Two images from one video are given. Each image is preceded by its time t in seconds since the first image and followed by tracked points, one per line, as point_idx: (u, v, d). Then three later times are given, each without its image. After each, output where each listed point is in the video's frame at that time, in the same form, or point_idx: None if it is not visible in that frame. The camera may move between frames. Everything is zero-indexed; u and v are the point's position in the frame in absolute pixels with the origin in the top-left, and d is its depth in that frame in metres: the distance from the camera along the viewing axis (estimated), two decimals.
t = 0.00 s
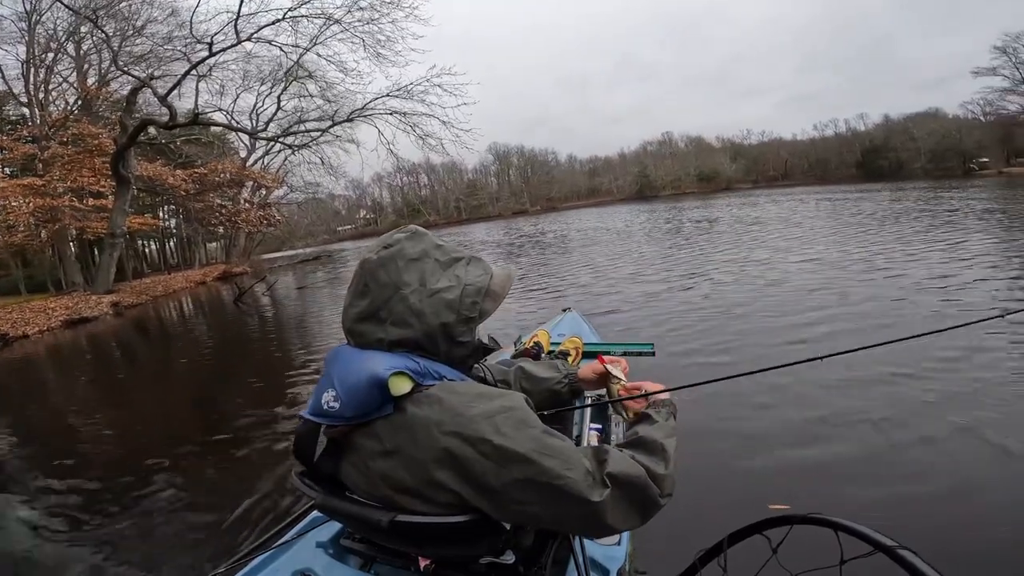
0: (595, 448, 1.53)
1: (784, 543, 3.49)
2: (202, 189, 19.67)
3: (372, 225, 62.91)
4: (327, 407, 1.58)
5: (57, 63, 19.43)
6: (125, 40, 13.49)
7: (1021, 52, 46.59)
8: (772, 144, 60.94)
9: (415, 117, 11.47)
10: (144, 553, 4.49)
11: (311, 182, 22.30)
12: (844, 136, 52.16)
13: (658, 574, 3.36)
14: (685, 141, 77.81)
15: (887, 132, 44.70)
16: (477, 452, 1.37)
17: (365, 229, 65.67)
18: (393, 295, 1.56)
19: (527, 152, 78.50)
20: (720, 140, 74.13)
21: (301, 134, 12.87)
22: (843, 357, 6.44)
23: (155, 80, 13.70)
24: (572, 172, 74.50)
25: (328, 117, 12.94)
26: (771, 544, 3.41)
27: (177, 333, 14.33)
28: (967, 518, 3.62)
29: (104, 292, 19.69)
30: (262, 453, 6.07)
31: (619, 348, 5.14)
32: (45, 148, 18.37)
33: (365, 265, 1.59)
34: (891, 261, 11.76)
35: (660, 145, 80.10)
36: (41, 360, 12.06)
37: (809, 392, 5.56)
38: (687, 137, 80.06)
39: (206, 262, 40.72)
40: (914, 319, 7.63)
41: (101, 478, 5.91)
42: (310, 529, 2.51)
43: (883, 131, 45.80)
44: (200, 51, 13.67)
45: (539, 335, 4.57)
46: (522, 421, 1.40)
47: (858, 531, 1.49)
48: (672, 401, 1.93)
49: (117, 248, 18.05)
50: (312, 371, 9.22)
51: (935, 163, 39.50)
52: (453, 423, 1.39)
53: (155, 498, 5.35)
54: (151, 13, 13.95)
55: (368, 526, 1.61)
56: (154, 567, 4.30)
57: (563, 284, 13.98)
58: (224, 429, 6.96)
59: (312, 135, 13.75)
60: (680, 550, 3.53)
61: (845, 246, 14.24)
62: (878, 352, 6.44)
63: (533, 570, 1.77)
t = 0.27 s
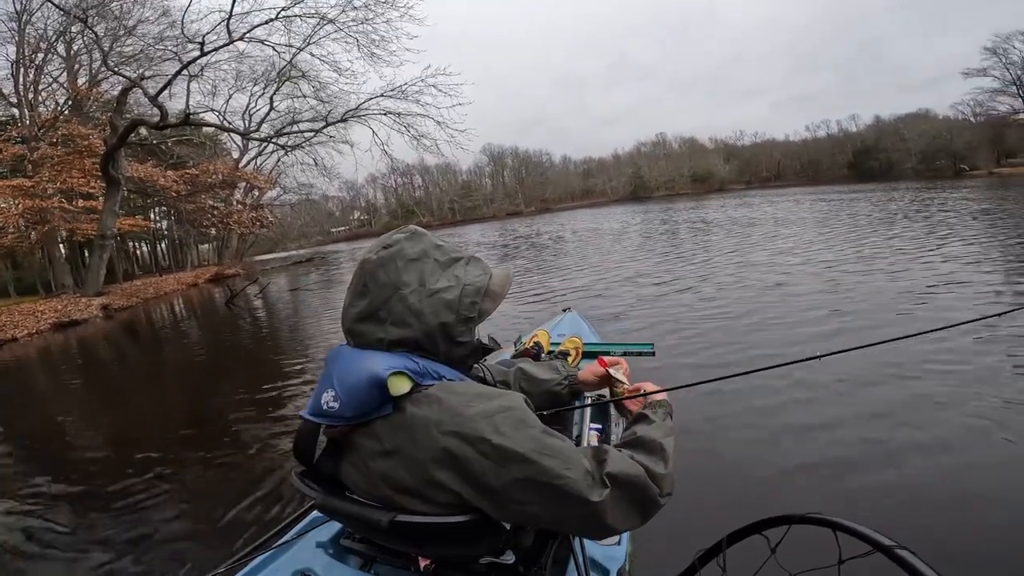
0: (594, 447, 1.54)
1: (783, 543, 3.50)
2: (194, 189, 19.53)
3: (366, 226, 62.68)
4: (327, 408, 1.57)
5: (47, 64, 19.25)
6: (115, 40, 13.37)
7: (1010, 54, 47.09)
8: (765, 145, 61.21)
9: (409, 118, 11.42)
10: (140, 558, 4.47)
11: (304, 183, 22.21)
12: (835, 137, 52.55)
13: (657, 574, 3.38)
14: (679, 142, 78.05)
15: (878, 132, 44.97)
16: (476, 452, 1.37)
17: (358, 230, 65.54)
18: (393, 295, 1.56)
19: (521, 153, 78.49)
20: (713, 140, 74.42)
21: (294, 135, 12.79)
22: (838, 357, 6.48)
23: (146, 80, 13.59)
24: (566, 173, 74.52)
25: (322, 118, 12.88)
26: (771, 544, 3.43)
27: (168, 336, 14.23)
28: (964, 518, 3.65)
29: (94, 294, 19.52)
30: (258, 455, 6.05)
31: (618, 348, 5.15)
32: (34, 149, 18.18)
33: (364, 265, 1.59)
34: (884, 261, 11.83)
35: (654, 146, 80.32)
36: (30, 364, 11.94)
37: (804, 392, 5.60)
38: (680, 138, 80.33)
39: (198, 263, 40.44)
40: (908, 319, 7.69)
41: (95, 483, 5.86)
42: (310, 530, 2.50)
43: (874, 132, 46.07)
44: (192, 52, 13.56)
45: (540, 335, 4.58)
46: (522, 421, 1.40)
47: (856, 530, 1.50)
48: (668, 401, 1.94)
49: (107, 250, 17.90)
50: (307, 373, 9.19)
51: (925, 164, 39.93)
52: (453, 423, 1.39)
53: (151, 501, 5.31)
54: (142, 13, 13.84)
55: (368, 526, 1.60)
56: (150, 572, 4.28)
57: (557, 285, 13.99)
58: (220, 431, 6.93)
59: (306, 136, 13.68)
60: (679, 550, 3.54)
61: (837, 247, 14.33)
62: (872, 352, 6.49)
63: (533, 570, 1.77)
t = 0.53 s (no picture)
0: (594, 447, 1.54)
1: (783, 543, 3.51)
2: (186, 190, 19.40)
3: (360, 227, 62.48)
4: (327, 407, 1.57)
5: (37, 63, 19.08)
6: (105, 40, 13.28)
7: (1000, 54, 47.46)
8: (758, 146, 61.47)
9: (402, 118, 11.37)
10: (137, 561, 4.44)
11: (298, 184, 22.13)
12: (828, 137, 52.86)
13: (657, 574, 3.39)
14: (672, 143, 78.28)
15: (870, 133, 45.24)
16: (476, 451, 1.37)
17: (352, 231, 65.43)
18: (393, 295, 1.56)
19: (515, 153, 78.50)
20: (706, 141, 74.73)
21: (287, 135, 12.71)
22: (834, 358, 6.51)
23: (137, 80, 13.49)
24: (560, 174, 74.57)
25: (315, 119, 12.83)
26: (771, 544, 3.44)
27: (159, 338, 14.14)
28: (962, 517, 3.67)
29: (84, 296, 19.36)
30: (253, 458, 6.01)
31: (619, 348, 5.16)
32: (23, 149, 18.01)
33: (364, 265, 1.59)
34: (877, 262, 11.90)
35: (648, 146, 80.54)
36: (19, 366, 11.82)
37: (801, 392, 5.62)
38: (674, 139, 80.59)
39: (190, 265, 40.18)
40: (901, 319, 7.74)
41: (88, 487, 5.80)
42: (310, 530, 2.49)
43: (866, 132, 46.35)
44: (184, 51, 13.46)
45: (541, 335, 4.59)
46: (522, 421, 1.40)
47: (854, 529, 1.51)
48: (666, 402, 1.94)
49: (97, 251, 17.75)
50: (302, 375, 9.15)
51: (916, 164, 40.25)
52: (453, 422, 1.39)
53: (146, 505, 5.27)
54: (133, 13, 13.73)
55: (368, 526, 1.60)
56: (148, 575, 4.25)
57: (552, 286, 14.00)
58: (215, 433, 6.89)
59: (299, 136, 13.62)
60: (679, 550, 3.55)
61: (830, 247, 14.39)
62: (867, 352, 6.53)
63: (534, 570, 1.77)
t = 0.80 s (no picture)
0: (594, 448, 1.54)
1: (783, 543, 3.53)
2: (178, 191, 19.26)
3: (354, 229, 62.29)
4: (327, 408, 1.56)
5: (27, 64, 18.91)
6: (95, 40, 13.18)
7: (990, 55, 47.89)
8: (751, 146, 61.75)
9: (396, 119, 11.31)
10: (134, 565, 4.41)
11: (291, 185, 22.04)
12: (820, 138, 53.21)
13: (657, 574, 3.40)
14: (666, 144, 78.54)
15: (862, 133, 45.52)
16: (476, 451, 1.37)
17: (345, 232, 65.31)
18: (393, 295, 1.56)
19: (509, 154, 78.51)
20: (699, 142, 75.02)
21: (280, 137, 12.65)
22: (830, 358, 6.55)
23: (128, 81, 13.39)
24: (554, 174, 74.64)
25: (309, 120, 12.77)
26: (772, 544, 3.45)
27: (151, 341, 14.04)
28: (964, 516, 3.69)
29: (74, 299, 19.20)
30: (249, 461, 5.98)
31: (619, 348, 5.16)
32: (12, 150, 17.84)
33: (364, 266, 1.59)
34: (871, 262, 11.97)
35: (642, 147, 80.77)
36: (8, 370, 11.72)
37: (797, 393, 5.65)
38: (667, 139, 80.87)
39: (183, 267, 39.94)
40: (896, 319, 7.79)
41: (81, 491, 5.75)
42: (310, 530, 2.49)
43: (858, 133, 46.66)
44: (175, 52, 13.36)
45: (541, 335, 4.60)
46: (522, 421, 1.40)
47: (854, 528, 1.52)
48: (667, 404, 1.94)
49: (88, 254, 17.61)
50: (298, 377, 9.12)
51: (907, 164, 40.61)
52: (453, 422, 1.39)
53: (141, 510, 5.23)
54: (125, 13, 13.63)
55: (368, 526, 1.60)
56: None
57: (548, 288, 14.00)
58: (210, 437, 6.85)
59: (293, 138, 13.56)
60: (680, 551, 3.55)
61: (823, 248, 14.47)
62: (863, 352, 6.56)
63: (534, 570, 1.77)
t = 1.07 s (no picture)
0: (593, 450, 1.54)
1: (783, 543, 3.54)
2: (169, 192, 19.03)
3: (348, 230, 62.08)
4: (327, 408, 1.56)
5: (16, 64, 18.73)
6: (86, 39, 13.07)
7: (981, 55, 48.23)
8: (745, 147, 62.02)
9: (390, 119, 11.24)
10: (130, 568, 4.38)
11: (285, 186, 21.96)
12: (813, 138, 53.49)
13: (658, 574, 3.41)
14: (660, 144, 78.79)
15: (855, 134, 45.80)
16: (477, 452, 1.37)
17: (340, 233, 65.15)
18: (393, 295, 1.56)
19: (504, 155, 78.52)
20: (693, 142, 75.27)
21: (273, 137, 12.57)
22: (826, 359, 6.57)
23: (119, 81, 13.26)
24: (549, 175, 74.71)
25: (303, 120, 12.70)
26: (772, 544, 3.46)
27: (142, 343, 13.93)
28: (963, 516, 3.70)
29: (65, 301, 19.04)
30: (245, 464, 5.95)
31: (619, 348, 5.15)
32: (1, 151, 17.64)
33: (364, 266, 1.59)
34: (864, 262, 12.05)
35: (635, 148, 81.00)
36: None
37: (794, 393, 5.66)
38: (661, 140, 81.12)
39: (174, 269, 39.66)
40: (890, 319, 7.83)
41: (75, 495, 5.69)
42: (310, 530, 2.48)
43: (850, 133, 46.97)
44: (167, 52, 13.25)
45: (541, 335, 4.61)
46: (522, 422, 1.40)
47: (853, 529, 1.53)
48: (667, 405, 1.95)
49: (78, 255, 17.46)
50: (293, 379, 9.08)
51: (899, 164, 40.88)
52: (453, 423, 1.39)
53: (136, 513, 5.19)
54: (116, 12, 13.51)
55: (368, 526, 1.60)
56: None
57: (543, 288, 14.00)
58: (206, 440, 6.81)
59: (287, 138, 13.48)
60: (680, 552, 3.55)
61: (817, 248, 14.53)
62: (858, 354, 6.59)
63: (533, 570, 1.77)
